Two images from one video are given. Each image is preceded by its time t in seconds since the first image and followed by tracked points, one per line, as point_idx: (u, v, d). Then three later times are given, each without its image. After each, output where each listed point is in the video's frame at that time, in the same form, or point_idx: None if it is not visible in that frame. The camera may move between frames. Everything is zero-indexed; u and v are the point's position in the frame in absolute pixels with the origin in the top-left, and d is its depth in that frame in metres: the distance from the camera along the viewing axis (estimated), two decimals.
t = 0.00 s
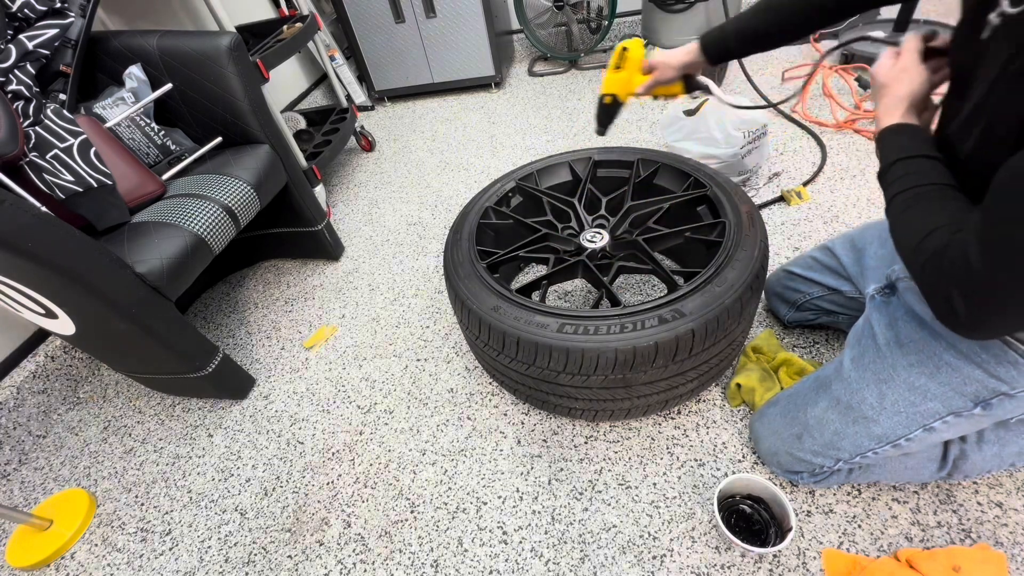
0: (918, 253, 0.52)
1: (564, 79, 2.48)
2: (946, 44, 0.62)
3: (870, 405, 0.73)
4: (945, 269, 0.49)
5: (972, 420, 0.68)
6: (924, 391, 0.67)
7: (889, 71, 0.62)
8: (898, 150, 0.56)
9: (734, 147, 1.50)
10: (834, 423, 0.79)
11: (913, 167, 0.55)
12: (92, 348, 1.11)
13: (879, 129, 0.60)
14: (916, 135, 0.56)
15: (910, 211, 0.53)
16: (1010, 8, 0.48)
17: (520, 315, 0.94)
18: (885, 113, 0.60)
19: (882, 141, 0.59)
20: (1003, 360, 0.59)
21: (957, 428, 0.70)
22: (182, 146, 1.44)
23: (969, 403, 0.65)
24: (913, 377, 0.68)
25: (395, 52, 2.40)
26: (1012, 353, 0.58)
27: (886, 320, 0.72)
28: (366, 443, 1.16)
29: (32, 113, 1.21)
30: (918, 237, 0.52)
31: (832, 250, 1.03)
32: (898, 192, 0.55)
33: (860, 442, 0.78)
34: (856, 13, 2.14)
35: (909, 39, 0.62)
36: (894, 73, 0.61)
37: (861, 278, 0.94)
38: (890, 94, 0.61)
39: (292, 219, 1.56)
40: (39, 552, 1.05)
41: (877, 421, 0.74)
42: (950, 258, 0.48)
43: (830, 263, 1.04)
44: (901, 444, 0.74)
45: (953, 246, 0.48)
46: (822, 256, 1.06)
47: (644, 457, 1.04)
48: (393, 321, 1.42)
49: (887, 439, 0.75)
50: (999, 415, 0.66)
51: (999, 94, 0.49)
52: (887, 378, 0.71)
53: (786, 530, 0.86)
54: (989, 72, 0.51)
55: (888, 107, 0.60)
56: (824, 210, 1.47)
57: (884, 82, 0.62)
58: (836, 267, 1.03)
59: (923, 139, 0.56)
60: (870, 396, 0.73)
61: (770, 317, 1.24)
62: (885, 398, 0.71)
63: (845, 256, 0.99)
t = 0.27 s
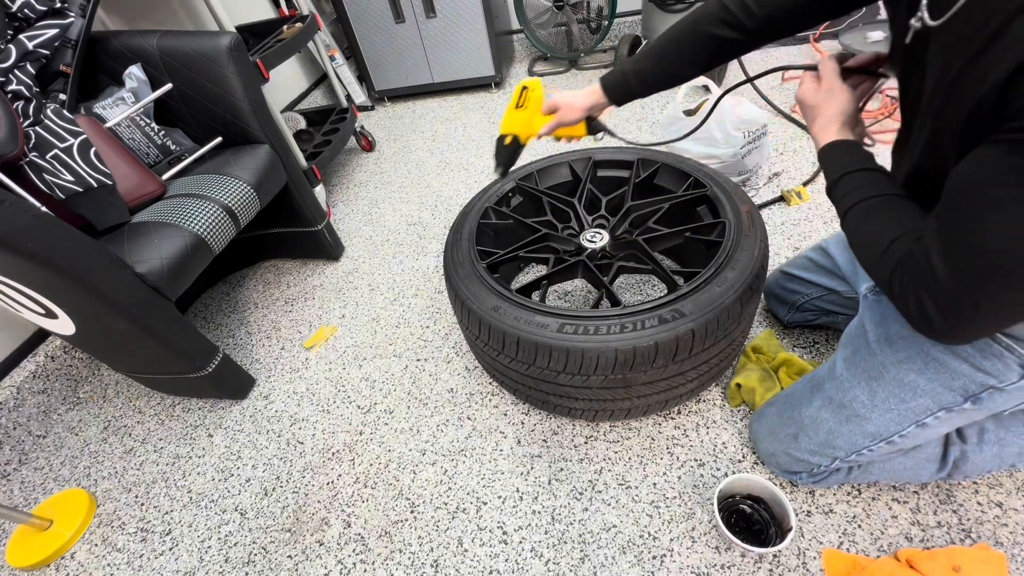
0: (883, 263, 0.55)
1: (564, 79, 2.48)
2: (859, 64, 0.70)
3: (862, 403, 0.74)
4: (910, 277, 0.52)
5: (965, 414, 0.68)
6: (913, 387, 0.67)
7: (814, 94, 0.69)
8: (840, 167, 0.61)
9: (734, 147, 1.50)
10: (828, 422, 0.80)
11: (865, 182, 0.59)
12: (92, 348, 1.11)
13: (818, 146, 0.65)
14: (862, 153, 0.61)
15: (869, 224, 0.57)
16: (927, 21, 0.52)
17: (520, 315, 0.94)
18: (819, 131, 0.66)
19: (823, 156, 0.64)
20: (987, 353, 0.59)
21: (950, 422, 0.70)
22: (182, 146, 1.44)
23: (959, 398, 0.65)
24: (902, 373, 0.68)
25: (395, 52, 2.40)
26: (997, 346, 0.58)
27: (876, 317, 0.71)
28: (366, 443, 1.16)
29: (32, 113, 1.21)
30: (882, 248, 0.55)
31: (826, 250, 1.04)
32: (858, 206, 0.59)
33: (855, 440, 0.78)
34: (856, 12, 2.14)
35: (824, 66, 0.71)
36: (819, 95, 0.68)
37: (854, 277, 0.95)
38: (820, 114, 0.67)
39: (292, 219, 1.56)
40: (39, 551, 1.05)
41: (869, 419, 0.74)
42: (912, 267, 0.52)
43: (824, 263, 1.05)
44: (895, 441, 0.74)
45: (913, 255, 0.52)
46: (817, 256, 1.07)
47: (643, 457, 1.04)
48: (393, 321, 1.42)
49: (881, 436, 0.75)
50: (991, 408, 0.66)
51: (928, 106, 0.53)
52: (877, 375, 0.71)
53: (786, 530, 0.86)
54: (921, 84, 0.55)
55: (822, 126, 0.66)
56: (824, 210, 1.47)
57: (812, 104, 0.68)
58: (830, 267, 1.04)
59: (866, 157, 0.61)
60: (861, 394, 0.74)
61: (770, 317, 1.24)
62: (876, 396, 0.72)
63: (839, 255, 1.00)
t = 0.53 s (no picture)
0: (868, 266, 0.56)
1: (564, 79, 2.47)
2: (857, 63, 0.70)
3: (860, 404, 0.74)
4: (891, 280, 0.53)
5: (963, 414, 0.68)
6: (912, 388, 0.67)
7: (810, 94, 0.70)
8: (826, 172, 0.62)
9: (734, 147, 1.50)
10: (827, 422, 0.80)
11: (849, 186, 0.60)
12: (92, 348, 1.11)
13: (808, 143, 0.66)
14: (848, 156, 0.62)
15: (853, 229, 0.58)
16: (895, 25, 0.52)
17: (521, 315, 0.94)
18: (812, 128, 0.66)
19: (815, 156, 0.64)
20: (984, 353, 0.59)
21: (947, 422, 0.70)
22: (182, 145, 1.44)
23: (957, 398, 0.65)
24: (900, 374, 0.68)
25: (395, 52, 2.40)
26: (993, 346, 0.58)
27: (874, 318, 0.71)
28: (366, 443, 1.16)
29: (32, 113, 1.21)
30: (866, 253, 0.56)
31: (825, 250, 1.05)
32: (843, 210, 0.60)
33: (853, 441, 0.78)
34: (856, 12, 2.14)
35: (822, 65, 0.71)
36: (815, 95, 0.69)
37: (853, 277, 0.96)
38: (815, 113, 0.67)
39: (292, 219, 1.56)
40: (39, 551, 1.05)
41: (868, 420, 0.74)
42: (894, 270, 0.52)
43: (822, 263, 1.05)
44: (894, 441, 0.74)
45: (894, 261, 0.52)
46: (816, 257, 1.07)
47: (643, 457, 1.04)
48: (393, 321, 1.42)
49: (879, 436, 0.75)
50: (989, 408, 0.65)
51: (902, 108, 0.54)
52: (875, 376, 0.71)
53: (786, 530, 0.86)
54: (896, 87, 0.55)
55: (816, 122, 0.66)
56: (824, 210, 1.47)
57: (807, 104, 0.69)
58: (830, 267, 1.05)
59: (854, 160, 0.62)
60: (859, 395, 0.74)
61: (770, 317, 1.24)
62: (874, 397, 0.72)
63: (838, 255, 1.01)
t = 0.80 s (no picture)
0: (859, 266, 0.57)
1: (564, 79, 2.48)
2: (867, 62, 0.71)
3: (861, 404, 0.74)
4: (882, 280, 0.54)
5: (963, 415, 0.68)
6: (913, 388, 0.67)
7: (817, 89, 0.70)
8: (830, 168, 0.62)
9: (734, 147, 1.50)
10: (828, 423, 0.79)
11: (851, 185, 0.60)
12: (92, 348, 1.11)
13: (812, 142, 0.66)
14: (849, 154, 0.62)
15: (849, 229, 0.58)
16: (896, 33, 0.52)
17: (521, 315, 0.94)
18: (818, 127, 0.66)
19: (817, 152, 0.65)
20: (985, 354, 0.59)
21: (947, 423, 0.70)
22: (182, 145, 1.44)
23: (958, 399, 0.65)
24: (900, 375, 0.68)
25: (395, 52, 2.40)
26: (995, 347, 0.58)
27: (875, 318, 0.71)
28: (366, 443, 1.16)
29: (32, 113, 1.21)
30: (858, 252, 0.57)
31: (824, 250, 1.06)
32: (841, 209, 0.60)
33: (855, 442, 0.78)
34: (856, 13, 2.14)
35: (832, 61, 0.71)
36: (822, 90, 0.69)
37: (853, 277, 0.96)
38: (820, 109, 0.68)
39: (292, 219, 1.56)
40: (39, 551, 1.05)
41: (868, 420, 0.74)
42: (885, 271, 0.53)
43: (822, 264, 1.06)
44: (894, 442, 0.75)
45: (884, 262, 0.53)
46: (816, 257, 1.08)
47: (643, 457, 1.04)
48: (393, 321, 1.42)
49: (880, 437, 0.75)
50: (990, 409, 0.66)
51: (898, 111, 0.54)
52: (876, 377, 0.71)
53: (786, 530, 0.86)
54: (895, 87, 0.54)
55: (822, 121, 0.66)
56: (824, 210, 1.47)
57: (813, 99, 0.70)
58: (830, 268, 1.05)
59: (856, 158, 0.62)
60: (860, 395, 0.74)
61: (770, 317, 1.24)
62: (875, 397, 0.72)
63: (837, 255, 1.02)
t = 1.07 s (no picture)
0: (850, 263, 0.58)
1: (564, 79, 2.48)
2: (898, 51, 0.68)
3: (863, 405, 0.74)
4: (869, 279, 0.55)
5: (966, 417, 0.68)
6: (916, 390, 0.67)
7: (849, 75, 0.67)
8: (848, 160, 0.61)
9: (734, 147, 1.50)
10: (829, 423, 0.79)
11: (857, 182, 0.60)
12: (92, 348, 1.11)
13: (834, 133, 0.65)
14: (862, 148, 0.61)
15: (848, 225, 0.59)
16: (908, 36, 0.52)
17: (521, 315, 0.94)
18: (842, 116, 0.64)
19: (836, 145, 0.64)
20: (991, 356, 0.59)
21: (950, 425, 0.70)
22: (182, 145, 1.44)
23: (962, 401, 0.65)
24: (904, 376, 0.68)
25: (395, 52, 2.40)
26: (1001, 350, 0.58)
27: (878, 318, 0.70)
28: (366, 443, 1.16)
29: (32, 113, 1.21)
30: (850, 250, 0.58)
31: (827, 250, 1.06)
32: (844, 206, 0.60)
33: (856, 442, 0.78)
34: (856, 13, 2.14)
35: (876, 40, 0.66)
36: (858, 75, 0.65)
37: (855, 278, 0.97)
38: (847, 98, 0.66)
39: (292, 219, 1.56)
40: (39, 551, 1.05)
41: (871, 421, 0.74)
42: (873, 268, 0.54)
43: (825, 263, 1.06)
44: (896, 443, 0.75)
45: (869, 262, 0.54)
46: (818, 257, 1.08)
47: (643, 457, 1.04)
48: (393, 321, 1.42)
49: (882, 438, 0.75)
50: (992, 411, 0.66)
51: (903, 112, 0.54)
52: (879, 377, 0.70)
53: (786, 530, 0.86)
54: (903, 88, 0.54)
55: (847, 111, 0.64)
56: (824, 210, 1.47)
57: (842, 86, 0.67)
58: (832, 267, 1.05)
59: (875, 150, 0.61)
60: (863, 396, 0.73)
61: (770, 317, 1.24)
62: (878, 398, 0.71)
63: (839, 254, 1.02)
